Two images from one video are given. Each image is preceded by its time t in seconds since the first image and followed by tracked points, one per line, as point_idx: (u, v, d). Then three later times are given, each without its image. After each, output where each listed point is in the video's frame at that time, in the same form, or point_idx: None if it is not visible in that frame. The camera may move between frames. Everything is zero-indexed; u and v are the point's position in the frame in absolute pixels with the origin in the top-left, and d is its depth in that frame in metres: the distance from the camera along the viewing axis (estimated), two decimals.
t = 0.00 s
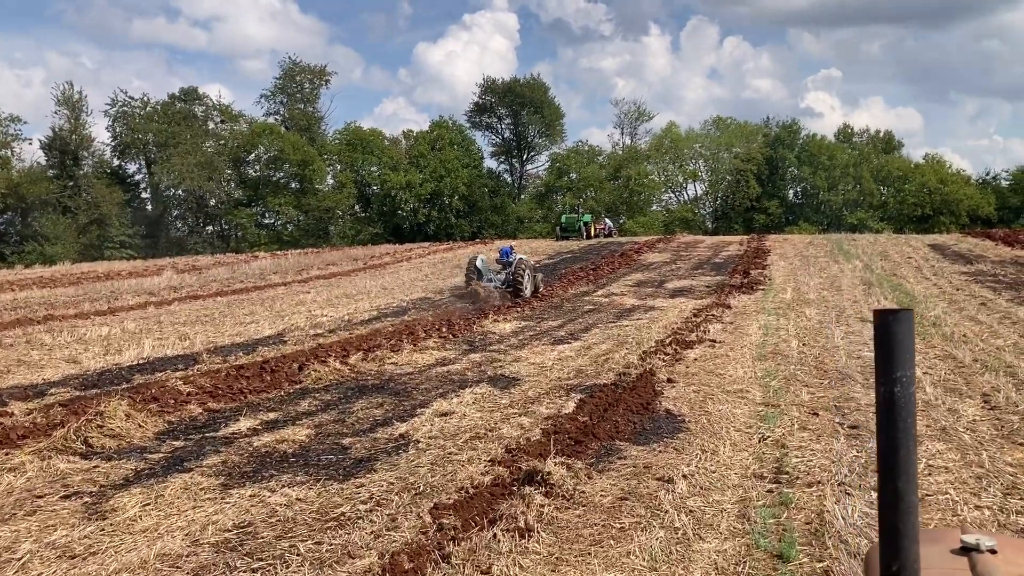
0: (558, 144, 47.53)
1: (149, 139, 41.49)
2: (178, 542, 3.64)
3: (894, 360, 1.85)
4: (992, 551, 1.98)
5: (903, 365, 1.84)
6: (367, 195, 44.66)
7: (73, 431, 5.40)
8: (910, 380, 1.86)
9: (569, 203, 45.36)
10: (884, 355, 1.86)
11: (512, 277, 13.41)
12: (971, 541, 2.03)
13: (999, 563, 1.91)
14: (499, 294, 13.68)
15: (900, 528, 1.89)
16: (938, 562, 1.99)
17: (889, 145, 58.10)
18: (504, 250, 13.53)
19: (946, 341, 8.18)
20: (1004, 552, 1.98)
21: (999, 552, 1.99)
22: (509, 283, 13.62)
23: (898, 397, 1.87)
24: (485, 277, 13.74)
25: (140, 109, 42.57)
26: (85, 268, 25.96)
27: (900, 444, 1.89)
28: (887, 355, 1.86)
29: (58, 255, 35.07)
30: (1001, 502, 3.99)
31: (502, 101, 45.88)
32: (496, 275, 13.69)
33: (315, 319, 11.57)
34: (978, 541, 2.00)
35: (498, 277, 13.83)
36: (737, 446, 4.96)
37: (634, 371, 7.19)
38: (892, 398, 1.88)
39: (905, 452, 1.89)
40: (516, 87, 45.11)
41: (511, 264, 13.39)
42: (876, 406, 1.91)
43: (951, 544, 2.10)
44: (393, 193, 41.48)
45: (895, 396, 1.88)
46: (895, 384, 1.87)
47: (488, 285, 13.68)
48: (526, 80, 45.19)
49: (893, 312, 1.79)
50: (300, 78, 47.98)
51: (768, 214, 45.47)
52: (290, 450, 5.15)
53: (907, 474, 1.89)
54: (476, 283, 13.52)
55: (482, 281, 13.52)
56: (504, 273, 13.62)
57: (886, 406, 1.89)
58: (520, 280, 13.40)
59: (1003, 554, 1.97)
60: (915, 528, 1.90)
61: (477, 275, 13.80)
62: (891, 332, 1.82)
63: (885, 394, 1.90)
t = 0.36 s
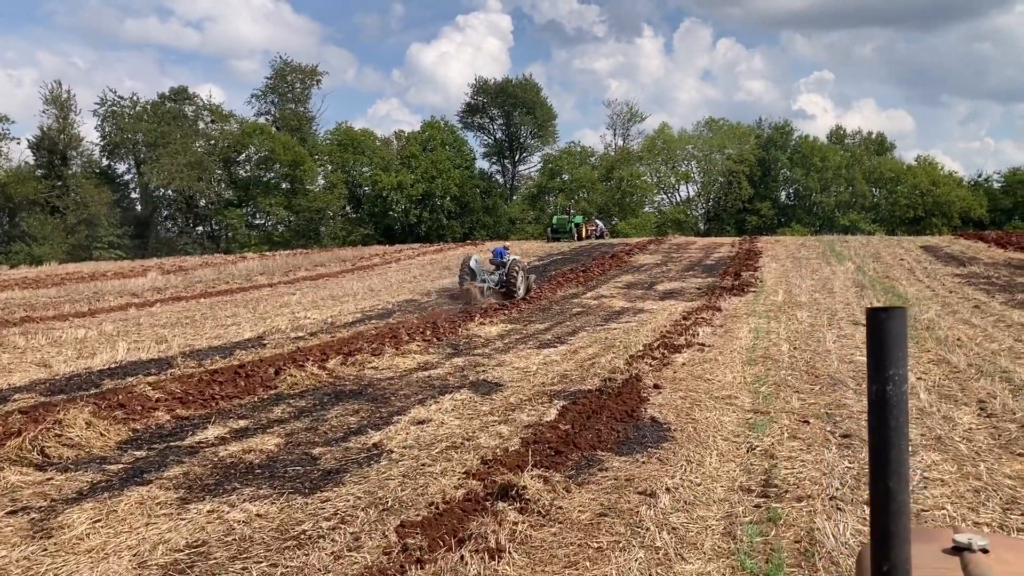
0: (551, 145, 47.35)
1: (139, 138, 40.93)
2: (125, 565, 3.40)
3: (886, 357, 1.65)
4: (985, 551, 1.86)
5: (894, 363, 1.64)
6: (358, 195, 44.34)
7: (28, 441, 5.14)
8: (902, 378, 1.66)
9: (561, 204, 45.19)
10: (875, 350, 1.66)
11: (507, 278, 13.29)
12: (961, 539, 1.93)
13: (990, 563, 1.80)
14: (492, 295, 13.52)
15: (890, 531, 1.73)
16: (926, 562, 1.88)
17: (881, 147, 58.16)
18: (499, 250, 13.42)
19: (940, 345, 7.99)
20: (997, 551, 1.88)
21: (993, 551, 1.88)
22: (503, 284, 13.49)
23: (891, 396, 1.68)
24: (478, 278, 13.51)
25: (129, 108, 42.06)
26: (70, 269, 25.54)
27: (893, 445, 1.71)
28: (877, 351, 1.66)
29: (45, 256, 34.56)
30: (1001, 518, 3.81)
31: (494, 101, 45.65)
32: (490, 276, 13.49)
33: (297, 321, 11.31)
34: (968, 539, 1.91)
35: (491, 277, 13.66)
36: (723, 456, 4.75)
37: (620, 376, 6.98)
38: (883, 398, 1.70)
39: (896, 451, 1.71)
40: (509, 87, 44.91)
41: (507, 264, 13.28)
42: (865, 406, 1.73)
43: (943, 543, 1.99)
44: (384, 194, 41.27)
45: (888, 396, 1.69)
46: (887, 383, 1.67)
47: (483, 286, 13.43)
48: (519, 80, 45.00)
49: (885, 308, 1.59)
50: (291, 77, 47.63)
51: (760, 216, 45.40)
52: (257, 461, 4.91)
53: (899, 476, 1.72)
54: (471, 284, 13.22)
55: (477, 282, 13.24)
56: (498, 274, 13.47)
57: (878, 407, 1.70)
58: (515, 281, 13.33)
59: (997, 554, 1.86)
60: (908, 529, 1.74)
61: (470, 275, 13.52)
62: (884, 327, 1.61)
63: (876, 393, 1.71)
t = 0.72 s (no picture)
0: (542, 144, 47.09)
1: (127, 137, 40.37)
2: None
3: (848, 367, 1.76)
4: (952, 556, 1.91)
5: (857, 374, 1.76)
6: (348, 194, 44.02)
7: None
8: (865, 389, 1.77)
9: (552, 203, 44.99)
10: (838, 361, 1.77)
11: (498, 276, 13.17)
12: (929, 547, 1.95)
13: (958, 568, 1.83)
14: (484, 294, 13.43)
15: (854, 539, 1.82)
16: (893, 569, 1.92)
17: (873, 145, 58.23)
18: (491, 248, 13.31)
19: (933, 348, 7.78)
20: (964, 557, 1.91)
21: (960, 558, 1.91)
22: (495, 283, 13.36)
23: (854, 406, 1.77)
24: (471, 277, 13.32)
25: (117, 106, 41.53)
26: (53, 269, 25.08)
27: (855, 453, 1.81)
28: (840, 361, 1.78)
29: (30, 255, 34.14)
30: (999, 536, 3.62)
31: (485, 100, 45.43)
32: (482, 275, 13.42)
33: (276, 323, 11.01)
34: (937, 546, 1.93)
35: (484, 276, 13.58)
36: (707, 469, 4.50)
37: (603, 381, 6.75)
38: (844, 409, 1.80)
39: (858, 461, 1.81)
40: (500, 86, 44.63)
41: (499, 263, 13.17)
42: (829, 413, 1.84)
43: (914, 550, 2.04)
44: (374, 193, 41.02)
45: (849, 405, 1.79)
46: (850, 394, 1.77)
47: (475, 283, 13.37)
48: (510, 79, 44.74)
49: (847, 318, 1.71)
50: (281, 76, 47.24)
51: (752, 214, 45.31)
52: (216, 475, 4.63)
53: (862, 482, 1.81)
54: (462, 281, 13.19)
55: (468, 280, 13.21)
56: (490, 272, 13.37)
57: (840, 416, 1.81)
58: (507, 279, 13.17)
59: (966, 561, 1.89)
60: (871, 536, 1.82)
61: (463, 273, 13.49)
62: (845, 338, 1.74)
63: (839, 404, 1.81)
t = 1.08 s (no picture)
0: (537, 140, 46.82)
1: (118, 133, 39.85)
2: None
3: (841, 369, 1.68)
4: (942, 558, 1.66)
5: (849, 375, 1.68)
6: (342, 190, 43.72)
7: None
8: (857, 390, 1.70)
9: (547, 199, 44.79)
10: (830, 362, 1.69)
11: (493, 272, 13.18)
12: (918, 544, 1.72)
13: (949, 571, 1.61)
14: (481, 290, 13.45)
15: (844, 539, 1.72)
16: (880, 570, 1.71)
17: (869, 141, 58.09)
18: (485, 244, 13.30)
19: (932, 348, 7.56)
20: (955, 557, 1.68)
21: (951, 559, 1.67)
22: (491, 278, 13.38)
23: (845, 406, 1.71)
24: (466, 274, 13.46)
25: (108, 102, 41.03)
26: (41, 266, 24.69)
27: (847, 453, 1.73)
28: (833, 364, 1.70)
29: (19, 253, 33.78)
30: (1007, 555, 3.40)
31: (479, 96, 45.14)
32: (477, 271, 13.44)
33: (259, 323, 10.73)
34: (927, 544, 1.70)
35: (480, 272, 13.59)
36: (697, 480, 4.26)
37: (591, 383, 6.51)
38: (837, 409, 1.72)
39: (851, 462, 1.72)
40: (494, 81, 44.33)
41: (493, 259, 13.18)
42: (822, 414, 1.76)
43: (904, 550, 1.78)
44: (368, 189, 40.82)
45: (842, 405, 1.71)
46: (843, 394, 1.70)
47: (470, 280, 13.42)
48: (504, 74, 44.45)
49: (839, 317, 1.63)
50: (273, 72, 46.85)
51: (748, 210, 45.21)
52: (178, 486, 4.37)
53: (852, 482, 1.73)
54: (458, 279, 13.26)
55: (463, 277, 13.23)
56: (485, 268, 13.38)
57: (832, 417, 1.73)
58: (502, 275, 13.19)
59: (956, 561, 1.65)
60: (862, 537, 1.72)
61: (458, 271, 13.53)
62: (839, 339, 1.65)
63: (831, 405, 1.74)
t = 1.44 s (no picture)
0: (533, 135, 46.44)
1: (110, 130, 39.37)
2: None
3: (827, 359, 1.65)
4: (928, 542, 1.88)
5: (838, 363, 1.64)
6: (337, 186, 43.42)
7: None
8: (844, 377, 1.66)
9: (544, 194, 44.49)
10: (818, 351, 1.66)
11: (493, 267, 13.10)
12: (904, 532, 1.92)
13: (936, 554, 1.81)
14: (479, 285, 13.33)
15: (831, 524, 1.71)
16: (870, 553, 1.89)
17: (867, 134, 57.73)
18: (485, 239, 13.11)
19: (934, 345, 7.31)
20: (940, 542, 1.89)
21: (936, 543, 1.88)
22: (490, 273, 13.30)
23: (832, 395, 1.67)
24: (464, 269, 13.20)
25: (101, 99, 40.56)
26: (31, 265, 24.37)
27: (834, 441, 1.69)
28: (818, 352, 1.66)
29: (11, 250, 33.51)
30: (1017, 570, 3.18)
31: (475, 91, 44.74)
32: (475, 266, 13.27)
33: (244, 322, 10.45)
34: (912, 531, 1.90)
35: (477, 267, 13.43)
36: (687, 489, 4.01)
37: (581, 384, 6.26)
38: (825, 398, 1.68)
39: (837, 450, 1.68)
40: (491, 76, 43.92)
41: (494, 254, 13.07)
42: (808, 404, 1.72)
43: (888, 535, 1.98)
44: (364, 185, 40.70)
45: (829, 394, 1.67)
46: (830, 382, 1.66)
47: (470, 276, 13.26)
48: (501, 68, 44.03)
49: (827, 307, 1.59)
50: (268, 67, 46.45)
51: (746, 205, 44.94)
52: (138, 497, 4.13)
53: (839, 470, 1.68)
54: (458, 275, 13.03)
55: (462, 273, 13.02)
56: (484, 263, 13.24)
57: (819, 405, 1.69)
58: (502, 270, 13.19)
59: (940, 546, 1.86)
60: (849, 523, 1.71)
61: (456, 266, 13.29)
62: (827, 327, 1.62)
63: (818, 393, 1.70)
